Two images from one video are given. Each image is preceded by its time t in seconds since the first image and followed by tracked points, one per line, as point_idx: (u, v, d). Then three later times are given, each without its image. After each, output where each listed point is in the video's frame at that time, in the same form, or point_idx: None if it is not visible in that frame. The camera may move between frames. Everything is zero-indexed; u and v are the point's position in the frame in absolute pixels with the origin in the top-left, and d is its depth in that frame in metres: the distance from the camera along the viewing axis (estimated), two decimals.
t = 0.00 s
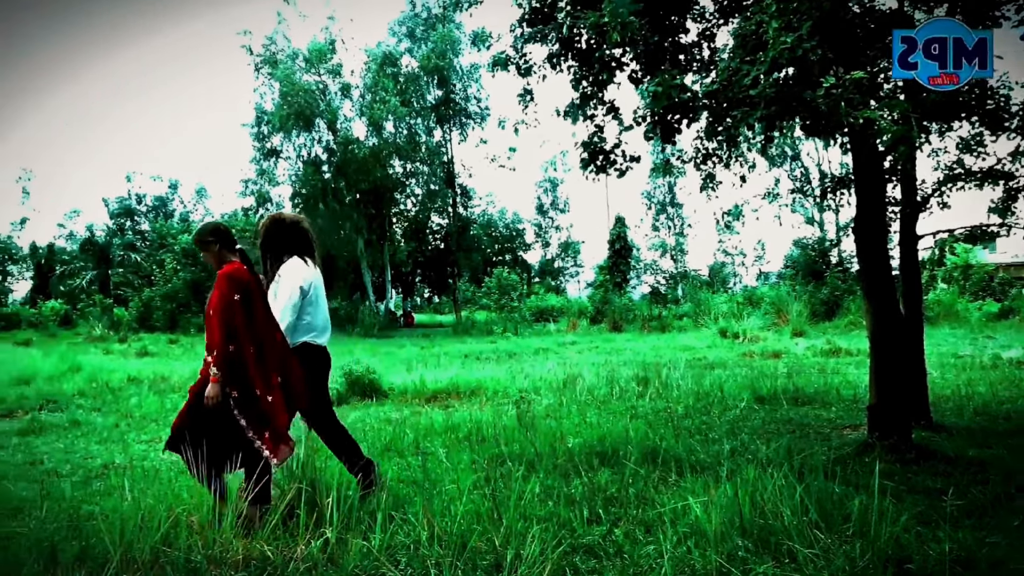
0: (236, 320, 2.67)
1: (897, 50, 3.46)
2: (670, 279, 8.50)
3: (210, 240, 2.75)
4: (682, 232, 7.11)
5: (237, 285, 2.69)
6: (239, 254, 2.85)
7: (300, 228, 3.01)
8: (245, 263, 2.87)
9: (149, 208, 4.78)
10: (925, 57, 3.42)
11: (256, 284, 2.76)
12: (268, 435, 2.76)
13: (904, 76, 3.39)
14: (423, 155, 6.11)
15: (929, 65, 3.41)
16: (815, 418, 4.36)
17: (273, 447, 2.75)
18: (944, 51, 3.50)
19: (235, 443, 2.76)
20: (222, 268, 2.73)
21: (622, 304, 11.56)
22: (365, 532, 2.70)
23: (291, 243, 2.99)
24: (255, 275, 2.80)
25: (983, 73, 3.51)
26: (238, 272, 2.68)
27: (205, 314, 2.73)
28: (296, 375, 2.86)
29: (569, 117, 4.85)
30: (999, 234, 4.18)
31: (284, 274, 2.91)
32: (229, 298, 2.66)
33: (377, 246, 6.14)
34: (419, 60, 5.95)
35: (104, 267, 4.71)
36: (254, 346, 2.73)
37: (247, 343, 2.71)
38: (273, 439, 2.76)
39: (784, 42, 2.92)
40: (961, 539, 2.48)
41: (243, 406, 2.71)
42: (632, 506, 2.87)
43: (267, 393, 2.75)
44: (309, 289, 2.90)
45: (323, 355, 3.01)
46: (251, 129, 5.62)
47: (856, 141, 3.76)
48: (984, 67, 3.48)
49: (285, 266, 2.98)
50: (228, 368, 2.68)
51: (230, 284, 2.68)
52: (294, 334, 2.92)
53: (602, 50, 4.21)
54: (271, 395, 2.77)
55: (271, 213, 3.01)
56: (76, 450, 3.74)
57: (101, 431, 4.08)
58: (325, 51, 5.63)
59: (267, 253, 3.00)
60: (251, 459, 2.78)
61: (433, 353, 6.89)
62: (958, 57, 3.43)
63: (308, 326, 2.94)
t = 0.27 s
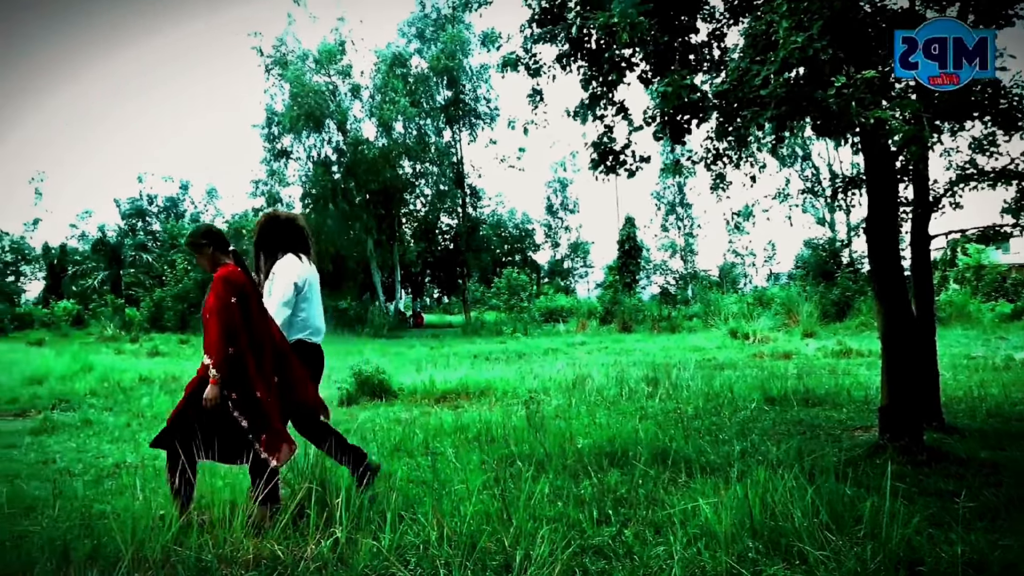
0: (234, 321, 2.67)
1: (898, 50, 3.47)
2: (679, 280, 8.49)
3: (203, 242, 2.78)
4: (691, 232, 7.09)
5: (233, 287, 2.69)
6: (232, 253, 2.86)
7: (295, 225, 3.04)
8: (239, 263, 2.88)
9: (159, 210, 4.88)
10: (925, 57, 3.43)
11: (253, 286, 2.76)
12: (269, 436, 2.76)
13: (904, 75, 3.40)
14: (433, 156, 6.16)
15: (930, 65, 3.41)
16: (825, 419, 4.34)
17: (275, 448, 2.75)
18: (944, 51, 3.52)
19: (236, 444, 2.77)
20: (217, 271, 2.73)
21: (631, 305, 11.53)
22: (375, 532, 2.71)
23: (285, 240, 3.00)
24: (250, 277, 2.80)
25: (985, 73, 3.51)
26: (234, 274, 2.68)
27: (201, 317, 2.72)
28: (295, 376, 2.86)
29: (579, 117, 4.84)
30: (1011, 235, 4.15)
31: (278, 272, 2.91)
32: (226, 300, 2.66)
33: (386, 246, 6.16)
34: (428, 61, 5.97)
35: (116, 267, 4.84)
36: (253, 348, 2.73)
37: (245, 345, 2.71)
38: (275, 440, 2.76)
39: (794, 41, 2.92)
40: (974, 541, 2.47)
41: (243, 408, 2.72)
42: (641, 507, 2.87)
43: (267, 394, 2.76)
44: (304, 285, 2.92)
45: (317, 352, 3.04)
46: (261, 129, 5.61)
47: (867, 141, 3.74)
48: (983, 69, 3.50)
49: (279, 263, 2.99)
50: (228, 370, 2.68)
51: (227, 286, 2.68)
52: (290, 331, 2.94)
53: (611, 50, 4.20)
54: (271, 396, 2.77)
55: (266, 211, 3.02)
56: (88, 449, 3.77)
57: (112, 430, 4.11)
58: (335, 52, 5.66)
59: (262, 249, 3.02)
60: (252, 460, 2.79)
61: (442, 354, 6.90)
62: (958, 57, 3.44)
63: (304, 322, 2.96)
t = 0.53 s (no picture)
0: (231, 325, 2.67)
1: (898, 50, 3.40)
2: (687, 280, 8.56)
3: (197, 244, 2.80)
4: (699, 232, 7.07)
5: (229, 290, 2.68)
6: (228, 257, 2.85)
7: (292, 223, 3.06)
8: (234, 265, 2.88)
9: (168, 211, 4.94)
10: (925, 57, 3.37)
11: (249, 288, 2.75)
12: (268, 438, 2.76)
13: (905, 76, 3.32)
14: (440, 156, 6.25)
15: (929, 65, 3.35)
16: (834, 420, 4.32)
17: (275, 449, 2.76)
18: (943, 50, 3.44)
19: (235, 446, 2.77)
20: (213, 274, 2.72)
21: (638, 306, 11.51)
22: (382, 532, 2.71)
23: (282, 238, 3.00)
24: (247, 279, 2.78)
25: (986, 74, 3.42)
26: (230, 277, 2.67)
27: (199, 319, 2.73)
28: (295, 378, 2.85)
29: (587, 117, 4.85)
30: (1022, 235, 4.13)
31: (275, 270, 2.89)
32: (221, 303, 2.65)
33: (393, 246, 6.23)
34: (436, 61, 5.98)
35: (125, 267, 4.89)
36: (250, 351, 2.73)
37: (243, 348, 2.71)
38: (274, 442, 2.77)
39: (803, 40, 2.92)
40: (984, 543, 2.46)
41: (242, 410, 2.73)
42: (648, 508, 2.87)
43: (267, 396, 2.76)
44: (302, 282, 2.90)
45: (316, 349, 3.03)
46: (268, 130, 5.62)
47: (875, 141, 3.73)
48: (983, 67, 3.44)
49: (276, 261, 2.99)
50: (225, 372, 2.69)
51: (222, 289, 2.68)
52: (289, 329, 2.92)
53: (619, 50, 4.20)
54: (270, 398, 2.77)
55: (262, 211, 3.04)
56: (96, 448, 3.78)
57: (121, 429, 4.17)
58: (342, 53, 5.67)
59: (259, 247, 3.03)
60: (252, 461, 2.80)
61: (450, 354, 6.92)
62: (957, 57, 3.38)
63: (302, 321, 2.94)
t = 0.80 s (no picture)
0: (227, 329, 2.67)
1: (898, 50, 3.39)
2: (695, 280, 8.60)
3: (192, 249, 2.77)
4: (706, 232, 7.05)
5: (224, 294, 2.68)
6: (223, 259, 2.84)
7: (289, 223, 3.03)
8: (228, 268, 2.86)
9: (177, 211, 5.02)
10: (925, 57, 3.36)
11: (245, 291, 2.74)
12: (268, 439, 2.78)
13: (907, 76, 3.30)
14: (447, 156, 6.25)
15: (930, 65, 3.34)
16: (842, 421, 4.31)
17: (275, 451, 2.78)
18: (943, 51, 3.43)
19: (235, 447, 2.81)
20: (207, 277, 2.71)
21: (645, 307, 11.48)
22: (390, 531, 2.72)
23: (279, 237, 2.98)
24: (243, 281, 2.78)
25: (987, 74, 3.40)
26: (224, 281, 2.66)
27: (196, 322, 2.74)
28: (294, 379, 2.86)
29: (594, 118, 4.84)
30: None
31: (272, 270, 2.89)
32: (216, 308, 2.65)
33: (400, 246, 6.25)
34: (443, 61, 5.99)
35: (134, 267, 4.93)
36: (247, 354, 2.73)
37: (240, 351, 2.72)
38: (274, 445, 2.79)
39: (811, 40, 2.92)
40: (994, 545, 2.45)
41: (241, 412, 2.76)
42: (656, 508, 2.86)
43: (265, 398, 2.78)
44: (301, 281, 2.91)
45: (315, 347, 3.05)
46: (276, 131, 5.62)
47: (884, 140, 3.71)
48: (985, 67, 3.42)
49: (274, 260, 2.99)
50: (223, 376, 2.70)
51: (217, 293, 2.67)
52: (288, 327, 2.94)
53: (626, 50, 4.19)
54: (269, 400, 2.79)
55: (261, 210, 3.04)
56: (104, 448, 3.80)
57: (131, 428, 4.22)
58: (350, 54, 5.71)
59: (257, 246, 3.02)
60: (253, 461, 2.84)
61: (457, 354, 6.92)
62: (958, 57, 3.36)
63: (301, 320, 2.96)
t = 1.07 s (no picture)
0: (217, 332, 2.72)
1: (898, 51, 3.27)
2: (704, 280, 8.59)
3: (184, 250, 2.84)
4: (716, 233, 7.03)
5: (212, 297, 2.73)
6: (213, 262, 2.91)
7: (287, 223, 2.99)
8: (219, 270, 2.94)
9: (187, 211, 5.08)
10: (926, 57, 3.25)
11: (232, 293, 2.79)
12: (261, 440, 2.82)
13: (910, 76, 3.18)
14: (457, 157, 6.33)
15: (932, 65, 3.24)
16: (854, 422, 4.29)
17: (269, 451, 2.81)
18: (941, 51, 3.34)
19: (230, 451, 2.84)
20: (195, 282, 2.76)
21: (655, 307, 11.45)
22: (399, 532, 2.72)
23: (277, 237, 2.95)
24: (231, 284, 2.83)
25: (988, 75, 3.33)
26: (212, 284, 2.72)
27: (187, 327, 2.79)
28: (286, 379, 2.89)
29: (603, 118, 4.85)
30: None
31: (270, 269, 2.83)
32: (205, 310, 2.70)
33: (410, 247, 6.54)
34: (452, 62, 5.97)
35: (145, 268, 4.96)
36: (238, 356, 2.78)
37: (231, 354, 2.76)
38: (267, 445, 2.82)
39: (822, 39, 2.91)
40: (1007, 547, 2.43)
41: (236, 414, 2.80)
42: (666, 509, 2.86)
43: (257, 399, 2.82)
44: (300, 280, 2.86)
45: (314, 348, 2.98)
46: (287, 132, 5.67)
47: (895, 139, 3.68)
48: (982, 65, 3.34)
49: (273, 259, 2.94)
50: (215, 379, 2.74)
51: (205, 297, 2.73)
52: (286, 328, 2.86)
53: (636, 51, 4.20)
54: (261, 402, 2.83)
55: (258, 211, 3.01)
56: (117, 447, 3.82)
57: (142, 428, 4.26)
58: (360, 54, 5.70)
59: (256, 246, 2.99)
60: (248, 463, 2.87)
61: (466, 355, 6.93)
62: (956, 57, 3.29)
63: (299, 319, 2.89)
